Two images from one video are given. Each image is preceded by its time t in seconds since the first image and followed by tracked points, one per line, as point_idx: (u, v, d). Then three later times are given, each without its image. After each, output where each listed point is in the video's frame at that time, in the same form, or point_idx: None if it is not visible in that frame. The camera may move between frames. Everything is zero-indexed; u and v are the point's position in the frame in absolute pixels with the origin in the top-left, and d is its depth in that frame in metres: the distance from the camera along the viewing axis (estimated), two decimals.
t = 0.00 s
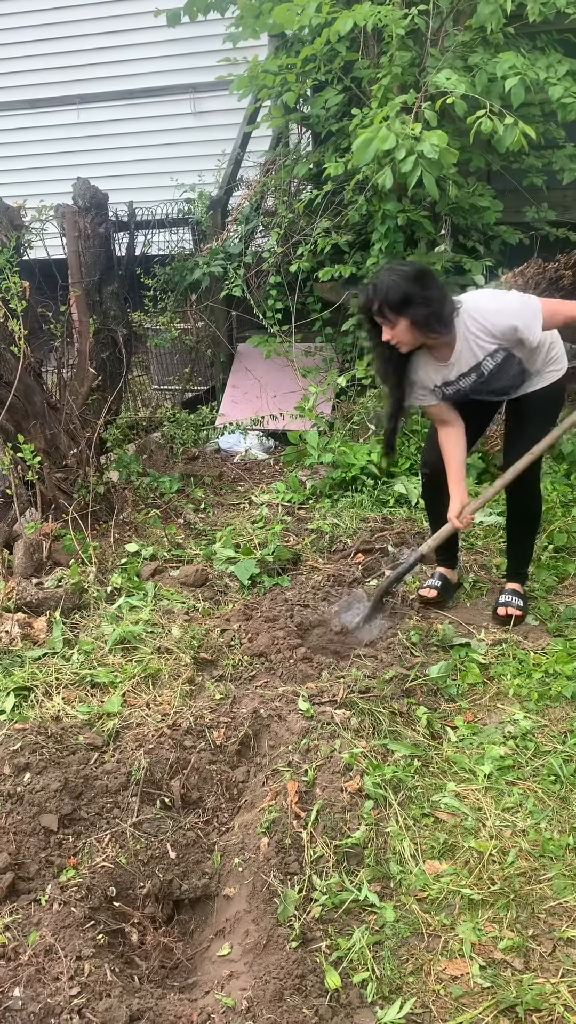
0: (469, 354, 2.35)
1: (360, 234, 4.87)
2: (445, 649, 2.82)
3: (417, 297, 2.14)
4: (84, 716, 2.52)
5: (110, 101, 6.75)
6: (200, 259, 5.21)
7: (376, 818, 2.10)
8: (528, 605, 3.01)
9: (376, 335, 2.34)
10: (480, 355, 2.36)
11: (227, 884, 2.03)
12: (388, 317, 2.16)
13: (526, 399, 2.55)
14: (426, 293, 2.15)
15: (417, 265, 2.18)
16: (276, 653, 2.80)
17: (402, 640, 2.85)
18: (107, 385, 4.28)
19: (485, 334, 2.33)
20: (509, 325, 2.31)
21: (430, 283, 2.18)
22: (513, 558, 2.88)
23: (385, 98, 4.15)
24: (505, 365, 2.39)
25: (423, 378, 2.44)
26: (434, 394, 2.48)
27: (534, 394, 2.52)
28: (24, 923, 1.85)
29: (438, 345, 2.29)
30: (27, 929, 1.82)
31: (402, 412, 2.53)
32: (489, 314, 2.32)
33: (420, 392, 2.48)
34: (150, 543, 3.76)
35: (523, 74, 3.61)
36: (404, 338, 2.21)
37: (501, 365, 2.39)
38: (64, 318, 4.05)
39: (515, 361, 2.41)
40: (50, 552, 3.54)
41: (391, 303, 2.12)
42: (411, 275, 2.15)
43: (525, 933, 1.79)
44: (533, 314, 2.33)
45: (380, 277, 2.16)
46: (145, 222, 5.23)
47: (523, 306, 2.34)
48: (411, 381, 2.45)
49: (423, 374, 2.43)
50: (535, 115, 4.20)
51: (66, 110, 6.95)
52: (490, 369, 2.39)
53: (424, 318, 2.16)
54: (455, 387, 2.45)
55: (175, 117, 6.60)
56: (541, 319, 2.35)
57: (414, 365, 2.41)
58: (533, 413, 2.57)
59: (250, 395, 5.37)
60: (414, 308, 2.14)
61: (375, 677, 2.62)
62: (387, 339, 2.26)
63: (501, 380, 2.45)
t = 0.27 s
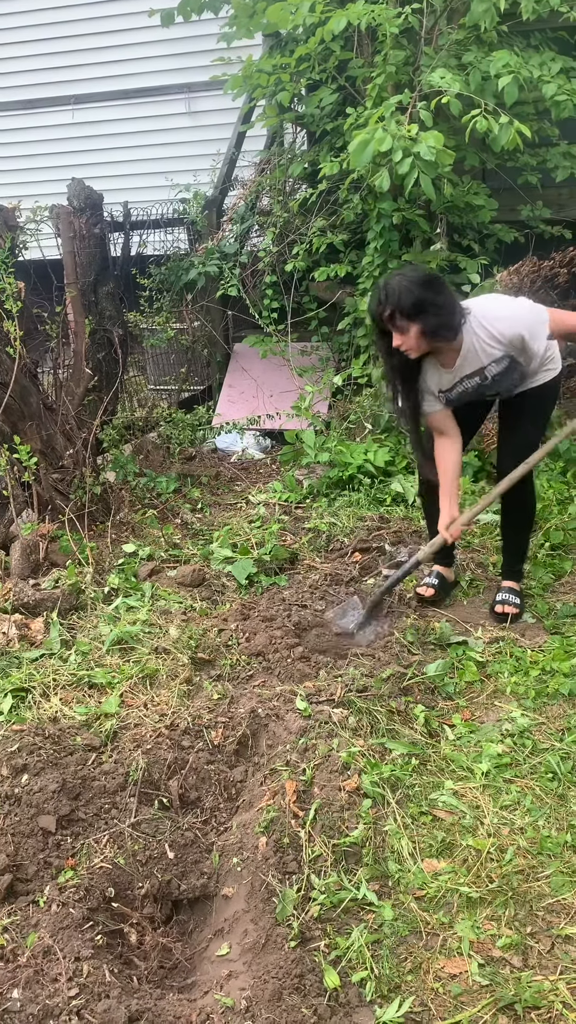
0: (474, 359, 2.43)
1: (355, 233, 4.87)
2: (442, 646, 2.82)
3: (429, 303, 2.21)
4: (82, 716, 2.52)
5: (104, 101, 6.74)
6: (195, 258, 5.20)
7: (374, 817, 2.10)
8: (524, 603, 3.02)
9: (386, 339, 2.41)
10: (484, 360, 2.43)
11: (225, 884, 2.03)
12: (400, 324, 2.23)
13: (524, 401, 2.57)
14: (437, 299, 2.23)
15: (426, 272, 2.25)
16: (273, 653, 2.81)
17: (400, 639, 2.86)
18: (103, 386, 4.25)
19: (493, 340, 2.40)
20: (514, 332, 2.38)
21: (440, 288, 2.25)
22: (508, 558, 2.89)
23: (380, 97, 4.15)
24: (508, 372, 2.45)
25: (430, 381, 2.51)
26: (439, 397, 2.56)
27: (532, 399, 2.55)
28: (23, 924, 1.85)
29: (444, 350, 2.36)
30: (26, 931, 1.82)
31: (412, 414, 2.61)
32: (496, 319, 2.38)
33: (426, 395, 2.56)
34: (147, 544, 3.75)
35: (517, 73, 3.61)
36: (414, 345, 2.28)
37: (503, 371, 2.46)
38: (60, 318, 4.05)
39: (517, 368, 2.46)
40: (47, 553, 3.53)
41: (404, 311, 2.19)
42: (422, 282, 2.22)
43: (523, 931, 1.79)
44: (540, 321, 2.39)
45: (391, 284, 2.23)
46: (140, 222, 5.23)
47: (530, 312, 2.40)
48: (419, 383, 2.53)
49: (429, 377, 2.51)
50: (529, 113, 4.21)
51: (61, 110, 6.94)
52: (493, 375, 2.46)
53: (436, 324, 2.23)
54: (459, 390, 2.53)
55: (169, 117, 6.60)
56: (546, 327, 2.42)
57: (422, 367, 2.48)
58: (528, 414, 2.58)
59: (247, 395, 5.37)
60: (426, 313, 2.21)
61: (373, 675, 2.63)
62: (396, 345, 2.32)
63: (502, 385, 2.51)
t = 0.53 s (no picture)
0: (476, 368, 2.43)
1: (350, 233, 4.87)
2: (439, 646, 2.83)
3: (436, 312, 2.23)
4: (79, 717, 2.51)
5: (99, 101, 6.73)
6: (190, 258, 5.20)
7: (372, 817, 2.10)
8: (521, 602, 3.02)
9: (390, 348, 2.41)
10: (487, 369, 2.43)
11: (222, 886, 2.03)
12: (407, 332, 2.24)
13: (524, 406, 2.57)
14: (443, 308, 2.25)
15: (429, 281, 2.27)
16: (270, 653, 2.81)
17: (397, 638, 2.86)
18: (99, 387, 4.27)
19: (495, 352, 2.41)
20: (519, 343, 2.39)
21: (447, 298, 2.28)
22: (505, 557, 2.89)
23: (375, 97, 4.15)
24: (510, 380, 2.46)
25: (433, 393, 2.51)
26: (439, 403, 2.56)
27: (533, 404, 2.56)
28: (20, 926, 1.85)
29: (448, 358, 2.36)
30: (23, 933, 1.83)
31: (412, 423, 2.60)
32: (501, 329, 2.40)
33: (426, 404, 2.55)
34: (144, 544, 3.75)
35: (511, 73, 3.62)
36: (418, 352, 2.29)
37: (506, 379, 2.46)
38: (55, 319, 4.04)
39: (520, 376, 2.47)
40: (43, 554, 3.53)
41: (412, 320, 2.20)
42: (425, 291, 2.24)
43: (521, 930, 1.80)
44: (543, 335, 2.42)
45: (398, 292, 2.24)
46: (135, 222, 5.21)
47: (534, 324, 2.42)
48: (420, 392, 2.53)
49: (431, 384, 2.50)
50: (524, 113, 4.21)
51: (56, 111, 6.93)
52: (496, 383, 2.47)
53: (443, 333, 2.25)
54: (460, 397, 2.53)
55: (164, 117, 6.59)
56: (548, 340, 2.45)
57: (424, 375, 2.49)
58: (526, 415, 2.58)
59: (243, 395, 5.36)
60: (431, 322, 2.23)
61: (370, 675, 2.63)
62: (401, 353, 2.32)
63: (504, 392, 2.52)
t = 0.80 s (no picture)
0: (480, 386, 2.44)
1: (348, 233, 4.88)
2: (438, 646, 2.83)
3: (438, 333, 2.21)
4: (78, 718, 2.51)
5: (97, 101, 6.73)
6: (188, 259, 5.19)
7: (371, 817, 2.10)
8: (520, 602, 3.02)
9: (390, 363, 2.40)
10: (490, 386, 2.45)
11: (222, 886, 2.03)
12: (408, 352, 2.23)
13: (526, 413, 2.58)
14: (446, 330, 2.23)
15: (434, 301, 2.23)
16: (269, 653, 2.81)
17: (396, 638, 2.86)
18: (97, 387, 4.27)
19: (497, 370, 2.41)
20: (521, 361, 2.40)
21: (450, 319, 2.25)
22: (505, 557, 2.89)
23: (372, 97, 4.15)
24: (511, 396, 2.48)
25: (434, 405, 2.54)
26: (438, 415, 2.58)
27: (535, 414, 2.57)
28: (20, 926, 1.84)
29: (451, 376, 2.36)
30: (23, 934, 1.82)
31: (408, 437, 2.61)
32: (506, 348, 2.39)
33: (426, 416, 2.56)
34: (142, 544, 3.75)
35: (509, 73, 3.62)
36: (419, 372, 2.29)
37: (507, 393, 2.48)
38: (53, 320, 4.04)
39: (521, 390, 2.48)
40: (42, 555, 3.52)
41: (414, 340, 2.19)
42: (429, 311, 2.21)
43: (520, 930, 1.80)
44: (548, 354, 2.43)
45: (401, 310, 2.22)
46: (134, 223, 5.21)
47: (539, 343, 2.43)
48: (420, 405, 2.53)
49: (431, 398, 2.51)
50: (521, 113, 4.22)
51: (53, 111, 6.92)
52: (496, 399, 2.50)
53: (444, 356, 2.24)
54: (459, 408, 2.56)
55: (162, 118, 6.59)
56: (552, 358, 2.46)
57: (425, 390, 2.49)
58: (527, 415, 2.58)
59: (241, 396, 5.36)
60: (433, 344, 2.21)
61: (369, 675, 2.63)
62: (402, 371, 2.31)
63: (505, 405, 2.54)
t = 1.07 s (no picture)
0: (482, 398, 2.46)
1: (349, 233, 4.88)
2: (439, 646, 2.83)
3: (443, 351, 2.26)
4: (79, 717, 2.51)
5: (97, 101, 6.72)
6: (189, 259, 5.19)
7: (372, 816, 2.10)
8: (520, 602, 3.02)
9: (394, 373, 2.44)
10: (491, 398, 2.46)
11: (223, 885, 2.03)
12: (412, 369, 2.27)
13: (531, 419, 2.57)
14: (451, 347, 2.27)
15: (443, 317, 2.27)
16: (270, 653, 2.81)
17: (396, 638, 2.86)
18: (98, 387, 4.26)
19: (498, 383, 2.41)
20: (523, 375, 2.39)
21: (455, 335, 2.29)
22: (506, 557, 2.89)
23: (373, 96, 4.15)
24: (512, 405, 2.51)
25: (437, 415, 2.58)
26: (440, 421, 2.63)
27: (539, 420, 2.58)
28: (21, 926, 1.84)
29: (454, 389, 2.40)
30: (24, 933, 1.82)
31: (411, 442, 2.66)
32: (508, 363, 2.37)
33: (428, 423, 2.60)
34: (143, 544, 3.75)
35: (509, 73, 3.62)
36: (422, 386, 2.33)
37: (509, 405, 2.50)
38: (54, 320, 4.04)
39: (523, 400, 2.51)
40: (43, 554, 3.52)
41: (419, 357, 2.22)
42: (437, 327, 2.25)
43: (521, 929, 1.80)
44: (550, 368, 2.41)
45: (407, 327, 2.25)
46: (134, 222, 5.22)
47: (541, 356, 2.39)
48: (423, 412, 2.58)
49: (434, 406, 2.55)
50: (522, 112, 4.22)
51: (54, 111, 6.92)
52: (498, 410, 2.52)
53: (449, 372, 2.28)
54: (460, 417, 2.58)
55: (162, 117, 6.59)
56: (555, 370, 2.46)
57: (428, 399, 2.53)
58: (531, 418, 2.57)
59: (242, 396, 5.37)
60: (439, 360, 2.26)
61: (370, 675, 2.63)
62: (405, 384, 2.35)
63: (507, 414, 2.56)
